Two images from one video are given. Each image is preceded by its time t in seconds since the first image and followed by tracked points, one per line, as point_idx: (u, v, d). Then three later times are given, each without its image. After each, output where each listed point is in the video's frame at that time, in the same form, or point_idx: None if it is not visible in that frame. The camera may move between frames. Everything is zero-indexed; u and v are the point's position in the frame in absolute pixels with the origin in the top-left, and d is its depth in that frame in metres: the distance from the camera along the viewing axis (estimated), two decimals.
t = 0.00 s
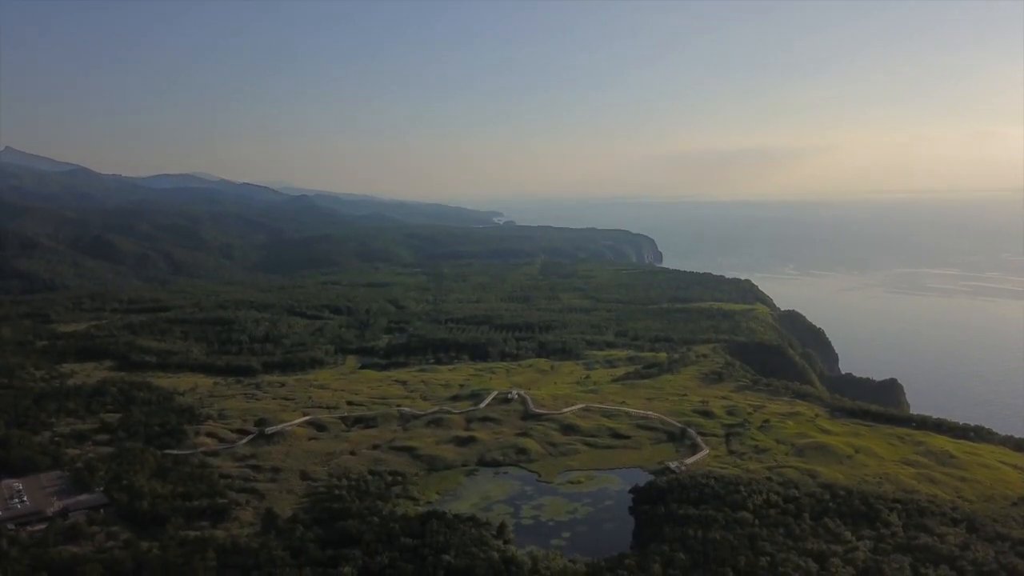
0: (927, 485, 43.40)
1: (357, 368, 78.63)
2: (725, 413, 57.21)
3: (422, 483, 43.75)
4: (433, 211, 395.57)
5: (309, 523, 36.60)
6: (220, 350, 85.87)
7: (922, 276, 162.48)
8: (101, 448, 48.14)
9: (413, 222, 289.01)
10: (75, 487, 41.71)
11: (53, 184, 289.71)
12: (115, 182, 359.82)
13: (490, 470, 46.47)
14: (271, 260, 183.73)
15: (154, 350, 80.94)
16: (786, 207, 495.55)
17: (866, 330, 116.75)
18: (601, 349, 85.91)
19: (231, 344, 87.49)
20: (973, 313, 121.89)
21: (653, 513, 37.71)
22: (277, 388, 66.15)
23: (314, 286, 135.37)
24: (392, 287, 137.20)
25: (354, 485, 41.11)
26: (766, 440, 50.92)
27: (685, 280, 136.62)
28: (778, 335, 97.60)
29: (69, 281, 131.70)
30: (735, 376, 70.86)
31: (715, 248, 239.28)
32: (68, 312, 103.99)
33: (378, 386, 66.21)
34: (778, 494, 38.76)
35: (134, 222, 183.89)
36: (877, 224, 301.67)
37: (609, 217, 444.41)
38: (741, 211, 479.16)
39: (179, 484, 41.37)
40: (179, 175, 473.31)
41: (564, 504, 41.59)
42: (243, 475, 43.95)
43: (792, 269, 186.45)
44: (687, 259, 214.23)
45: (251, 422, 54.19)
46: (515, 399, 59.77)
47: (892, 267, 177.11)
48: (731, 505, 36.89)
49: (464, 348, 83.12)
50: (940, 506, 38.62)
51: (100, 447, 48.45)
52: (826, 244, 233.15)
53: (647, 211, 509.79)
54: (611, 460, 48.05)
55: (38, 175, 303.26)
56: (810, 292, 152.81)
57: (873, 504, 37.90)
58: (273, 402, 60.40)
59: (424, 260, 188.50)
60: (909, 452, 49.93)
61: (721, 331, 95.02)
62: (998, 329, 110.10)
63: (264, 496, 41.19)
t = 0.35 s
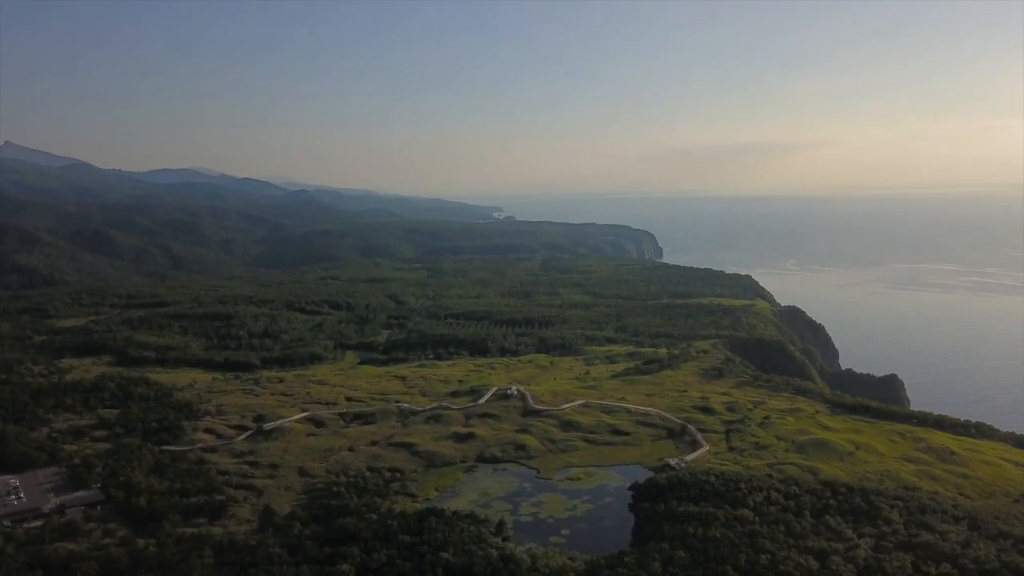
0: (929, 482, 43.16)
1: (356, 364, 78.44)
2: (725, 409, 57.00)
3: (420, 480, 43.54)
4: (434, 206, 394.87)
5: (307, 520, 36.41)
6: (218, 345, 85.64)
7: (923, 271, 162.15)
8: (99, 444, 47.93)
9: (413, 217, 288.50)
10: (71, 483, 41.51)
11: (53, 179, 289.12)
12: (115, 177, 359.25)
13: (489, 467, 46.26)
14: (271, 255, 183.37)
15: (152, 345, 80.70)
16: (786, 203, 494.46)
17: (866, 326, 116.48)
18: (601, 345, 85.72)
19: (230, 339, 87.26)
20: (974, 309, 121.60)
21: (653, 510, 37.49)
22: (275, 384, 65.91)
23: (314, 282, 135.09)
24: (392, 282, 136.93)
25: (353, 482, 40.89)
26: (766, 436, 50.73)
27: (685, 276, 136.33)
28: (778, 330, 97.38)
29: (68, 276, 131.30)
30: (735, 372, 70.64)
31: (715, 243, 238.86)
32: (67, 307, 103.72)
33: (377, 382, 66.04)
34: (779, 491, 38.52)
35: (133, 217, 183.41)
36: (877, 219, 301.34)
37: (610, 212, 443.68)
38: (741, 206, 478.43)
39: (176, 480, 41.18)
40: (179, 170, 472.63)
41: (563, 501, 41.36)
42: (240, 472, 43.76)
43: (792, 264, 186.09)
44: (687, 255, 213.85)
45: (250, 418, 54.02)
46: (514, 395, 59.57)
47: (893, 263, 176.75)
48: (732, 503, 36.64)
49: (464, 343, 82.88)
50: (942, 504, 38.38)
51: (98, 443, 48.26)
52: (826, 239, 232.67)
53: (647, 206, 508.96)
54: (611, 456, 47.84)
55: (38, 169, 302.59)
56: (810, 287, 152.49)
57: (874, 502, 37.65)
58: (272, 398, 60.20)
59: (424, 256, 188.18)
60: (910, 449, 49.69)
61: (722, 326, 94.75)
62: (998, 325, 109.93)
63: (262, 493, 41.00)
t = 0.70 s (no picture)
0: (930, 479, 42.94)
1: (355, 359, 78.20)
2: (725, 405, 56.78)
3: (419, 477, 43.30)
4: (434, 201, 394.02)
5: (305, 517, 36.18)
6: (218, 341, 85.41)
7: (924, 267, 161.72)
8: (96, 440, 47.71)
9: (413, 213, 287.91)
10: (68, 480, 41.30)
11: (52, 173, 288.31)
12: (115, 171, 358.26)
13: (488, 463, 46.03)
14: (270, 250, 183.06)
15: (151, 340, 80.46)
16: (787, 198, 493.67)
17: (867, 321, 116.16)
18: (600, 340, 85.46)
19: (229, 334, 87.01)
20: (975, 305, 121.25)
21: (653, 508, 37.26)
22: (274, 380, 65.69)
23: (313, 277, 134.84)
24: (391, 277, 136.65)
25: (351, 478, 40.68)
26: (767, 433, 50.49)
27: (686, 271, 136.00)
28: (778, 326, 97.13)
29: (67, 270, 130.97)
30: (736, 368, 70.43)
31: (715, 239, 238.34)
32: (65, 302, 103.47)
33: (377, 378, 65.82)
34: (780, 489, 38.31)
35: (133, 211, 182.90)
36: (878, 214, 300.49)
37: (610, 208, 442.51)
38: (741, 202, 477.79)
39: (174, 477, 40.94)
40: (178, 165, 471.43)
41: (562, 498, 41.13)
42: (238, 468, 43.54)
43: (792, 260, 185.63)
44: (688, 250, 213.46)
45: (248, 414, 53.78)
46: (514, 391, 59.32)
47: (893, 258, 176.28)
48: (732, 500, 36.41)
49: (463, 339, 82.63)
50: (944, 501, 38.16)
51: (95, 439, 48.04)
52: (826, 234, 232.07)
53: (648, 201, 508.12)
54: (611, 453, 47.62)
55: (37, 164, 301.79)
56: (810, 283, 152.09)
57: (875, 499, 37.46)
58: (270, 394, 59.97)
59: (424, 251, 187.79)
60: (911, 446, 49.45)
61: (722, 322, 94.48)
62: (999, 320, 109.66)
63: (260, 490, 40.79)
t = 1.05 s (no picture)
0: (931, 476, 42.71)
1: (355, 354, 77.94)
2: (726, 401, 56.53)
3: (417, 474, 43.07)
4: (434, 195, 393.00)
5: (302, 514, 35.94)
6: (217, 335, 85.12)
7: (925, 262, 161.20)
8: (94, 436, 47.50)
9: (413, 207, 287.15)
10: (65, 476, 41.09)
11: (51, 167, 287.50)
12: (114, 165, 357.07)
13: (487, 460, 45.78)
14: (270, 245, 182.66)
15: (150, 335, 80.16)
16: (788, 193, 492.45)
17: (868, 317, 115.78)
18: (600, 336, 85.14)
19: (229, 329, 86.74)
20: (976, 300, 120.85)
21: (653, 505, 37.01)
22: (272, 375, 65.45)
23: (313, 271, 134.44)
24: (391, 272, 136.31)
25: (349, 475, 40.46)
26: (767, 429, 50.22)
27: (686, 266, 135.58)
28: (779, 321, 96.78)
29: (66, 265, 130.59)
30: (736, 363, 70.18)
31: (716, 233, 237.73)
32: (64, 297, 103.17)
33: (376, 373, 65.59)
34: (780, 486, 38.06)
35: (132, 206, 182.39)
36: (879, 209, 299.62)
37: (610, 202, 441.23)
38: (742, 196, 476.87)
39: (171, 473, 40.73)
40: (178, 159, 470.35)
41: (562, 495, 40.91)
42: (236, 464, 43.32)
43: (793, 254, 185.10)
44: (688, 245, 212.95)
45: (246, 409, 53.52)
46: (513, 387, 59.05)
47: (895, 254, 175.72)
48: (732, 497, 36.15)
49: (463, 334, 82.34)
50: (945, 499, 37.93)
51: (92, 435, 47.82)
52: (827, 229, 231.48)
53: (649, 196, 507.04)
54: (610, 449, 47.39)
55: (36, 158, 300.91)
56: (811, 278, 151.64)
57: (876, 496, 37.23)
58: (269, 389, 59.73)
59: (424, 245, 187.28)
60: (913, 443, 49.19)
61: (722, 317, 94.18)
62: (1000, 316, 109.29)
63: (257, 486, 40.57)
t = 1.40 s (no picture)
0: (932, 473, 42.50)
1: (354, 350, 77.71)
2: (726, 398, 56.29)
3: (416, 470, 42.85)
4: (435, 191, 392.16)
5: (300, 511, 35.75)
6: (216, 330, 84.90)
7: (925, 257, 160.78)
8: (91, 432, 47.26)
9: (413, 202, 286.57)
10: (62, 473, 40.86)
11: (51, 162, 286.76)
12: (115, 160, 356.37)
13: (486, 456, 45.55)
14: (270, 240, 182.32)
15: (148, 330, 79.93)
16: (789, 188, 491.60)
17: (868, 312, 115.47)
18: (600, 331, 84.86)
19: (227, 324, 86.49)
20: (977, 296, 120.48)
21: (653, 502, 36.79)
22: (271, 370, 65.23)
23: (312, 266, 134.20)
24: (391, 267, 135.96)
25: (347, 471, 40.27)
26: (768, 425, 49.97)
27: (686, 262, 135.22)
28: (779, 317, 96.56)
29: (66, 260, 130.31)
30: (737, 359, 69.94)
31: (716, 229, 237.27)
32: (63, 291, 102.91)
33: (374, 369, 65.32)
34: (781, 483, 37.84)
35: (132, 201, 181.93)
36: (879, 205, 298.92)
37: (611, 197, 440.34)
38: (743, 191, 476.10)
39: (168, 470, 40.54)
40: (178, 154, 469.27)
41: (561, 492, 40.69)
42: (234, 460, 43.12)
43: (794, 250, 184.66)
44: (689, 240, 212.51)
45: (244, 405, 53.31)
46: (512, 382, 58.81)
47: (895, 249, 175.32)
48: (732, 494, 35.94)
49: (462, 330, 82.10)
50: (946, 496, 37.71)
51: (89, 431, 47.58)
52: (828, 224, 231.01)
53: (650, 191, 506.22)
54: (610, 446, 47.17)
55: (36, 153, 300.11)
56: (812, 273, 151.33)
57: (877, 493, 37.01)
58: (267, 385, 59.52)
59: (424, 241, 186.89)
60: (914, 440, 48.97)
61: (722, 313, 93.92)
62: (1001, 311, 108.99)
63: (255, 482, 40.38)
